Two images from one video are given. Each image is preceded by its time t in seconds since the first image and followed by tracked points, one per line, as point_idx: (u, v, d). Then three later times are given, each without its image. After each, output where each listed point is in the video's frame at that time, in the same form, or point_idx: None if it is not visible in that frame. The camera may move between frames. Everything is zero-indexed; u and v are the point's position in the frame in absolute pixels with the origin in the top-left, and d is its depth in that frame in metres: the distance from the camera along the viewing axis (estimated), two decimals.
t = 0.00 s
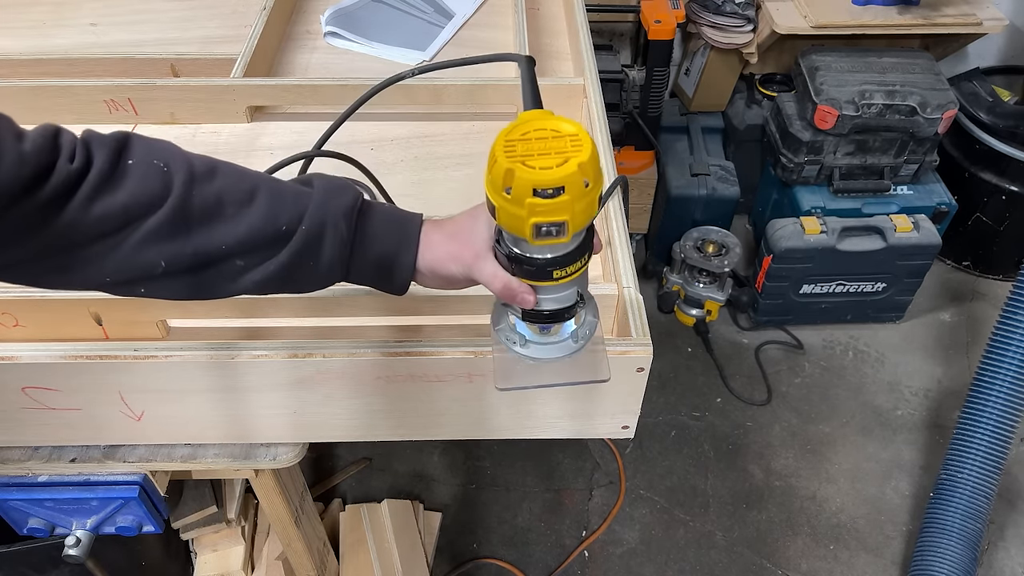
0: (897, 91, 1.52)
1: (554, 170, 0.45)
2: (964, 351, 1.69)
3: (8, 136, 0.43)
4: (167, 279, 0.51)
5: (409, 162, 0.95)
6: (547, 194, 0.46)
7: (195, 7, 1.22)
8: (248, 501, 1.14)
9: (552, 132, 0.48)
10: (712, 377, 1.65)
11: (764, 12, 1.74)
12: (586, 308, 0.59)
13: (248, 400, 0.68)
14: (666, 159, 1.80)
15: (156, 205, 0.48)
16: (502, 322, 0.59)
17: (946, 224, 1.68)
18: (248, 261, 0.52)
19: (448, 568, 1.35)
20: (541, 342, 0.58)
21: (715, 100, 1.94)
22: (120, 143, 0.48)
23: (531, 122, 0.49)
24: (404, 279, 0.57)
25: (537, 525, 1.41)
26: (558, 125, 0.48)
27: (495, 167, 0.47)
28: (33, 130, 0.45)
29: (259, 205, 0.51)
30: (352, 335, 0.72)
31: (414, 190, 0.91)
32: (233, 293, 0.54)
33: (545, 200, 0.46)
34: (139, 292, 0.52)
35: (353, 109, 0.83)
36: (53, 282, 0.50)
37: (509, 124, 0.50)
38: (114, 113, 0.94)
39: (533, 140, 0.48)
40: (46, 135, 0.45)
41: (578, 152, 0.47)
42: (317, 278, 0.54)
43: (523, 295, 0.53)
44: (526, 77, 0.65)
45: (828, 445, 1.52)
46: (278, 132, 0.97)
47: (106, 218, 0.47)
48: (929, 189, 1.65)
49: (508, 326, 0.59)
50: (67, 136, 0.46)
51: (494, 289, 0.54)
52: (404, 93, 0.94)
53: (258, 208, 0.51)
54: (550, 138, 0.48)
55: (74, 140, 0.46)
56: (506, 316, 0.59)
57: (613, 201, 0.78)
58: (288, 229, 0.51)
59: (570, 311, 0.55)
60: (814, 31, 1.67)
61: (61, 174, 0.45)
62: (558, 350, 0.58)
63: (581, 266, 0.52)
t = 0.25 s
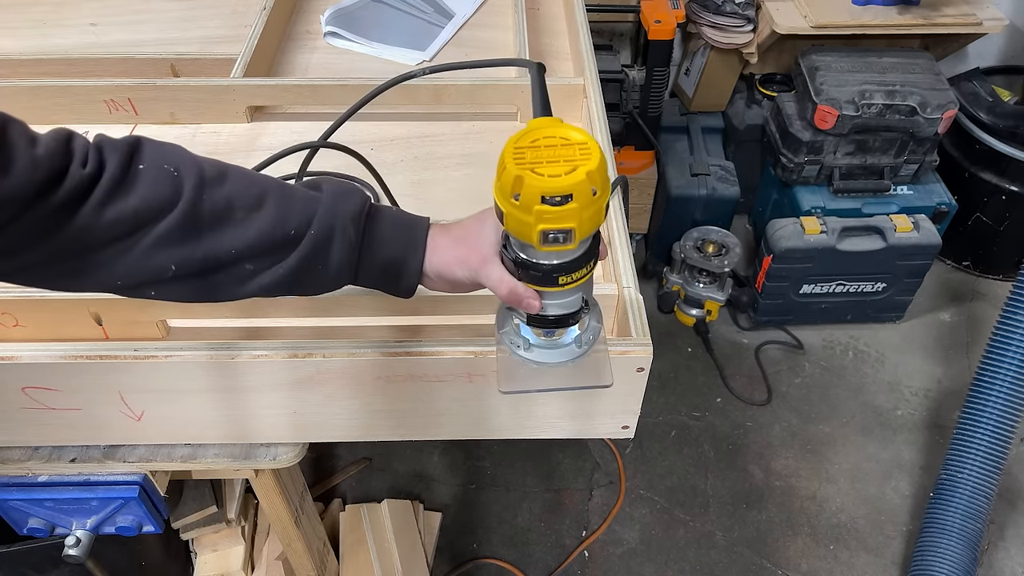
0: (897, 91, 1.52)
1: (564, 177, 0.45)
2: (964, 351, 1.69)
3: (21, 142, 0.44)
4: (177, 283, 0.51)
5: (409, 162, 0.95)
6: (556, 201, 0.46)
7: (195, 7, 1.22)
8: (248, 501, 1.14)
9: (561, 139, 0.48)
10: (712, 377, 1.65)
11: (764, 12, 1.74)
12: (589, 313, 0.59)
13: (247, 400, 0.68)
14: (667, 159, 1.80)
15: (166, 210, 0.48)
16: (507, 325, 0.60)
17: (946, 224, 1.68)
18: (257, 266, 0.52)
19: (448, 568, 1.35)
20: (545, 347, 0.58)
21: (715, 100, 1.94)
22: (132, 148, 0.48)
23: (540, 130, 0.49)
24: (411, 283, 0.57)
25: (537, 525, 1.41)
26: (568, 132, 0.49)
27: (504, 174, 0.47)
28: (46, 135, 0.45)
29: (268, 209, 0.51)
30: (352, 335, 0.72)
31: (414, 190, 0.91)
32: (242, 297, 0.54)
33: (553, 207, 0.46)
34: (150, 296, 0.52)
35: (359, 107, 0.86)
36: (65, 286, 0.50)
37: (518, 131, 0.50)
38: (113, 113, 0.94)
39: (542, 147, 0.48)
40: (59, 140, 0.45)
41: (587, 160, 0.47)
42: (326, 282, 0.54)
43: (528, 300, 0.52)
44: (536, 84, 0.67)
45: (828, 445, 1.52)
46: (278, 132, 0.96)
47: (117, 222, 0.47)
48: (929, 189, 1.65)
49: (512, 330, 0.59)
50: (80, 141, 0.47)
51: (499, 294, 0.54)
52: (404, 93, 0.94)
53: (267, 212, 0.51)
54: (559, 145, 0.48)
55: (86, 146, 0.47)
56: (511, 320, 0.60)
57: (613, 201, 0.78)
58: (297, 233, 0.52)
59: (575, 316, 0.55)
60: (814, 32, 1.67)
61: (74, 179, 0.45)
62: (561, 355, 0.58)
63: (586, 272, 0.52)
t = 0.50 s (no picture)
0: (897, 91, 1.52)
1: (569, 171, 0.46)
2: (964, 351, 1.69)
3: (27, 142, 0.44)
4: (182, 282, 0.51)
5: (409, 162, 0.95)
6: (561, 195, 0.46)
7: (195, 7, 1.21)
8: (248, 501, 1.14)
9: (567, 135, 0.48)
10: (712, 377, 1.65)
11: (764, 12, 1.74)
12: (592, 312, 0.59)
13: (247, 400, 0.68)
14: (667, 159, 1.80)
15: (171, 208, 0.48)
16: (509, 323, 0.59)
17: (945, 224, 1.68)
18: (262, 263, 0.52)
19: (449, 568, 1.35)
20: (547, 346, 0.58)
21: (715, 100, 1.94)
22: (136, 147, 0.48)
23: (546, 125, 0.49)
24: (415, 279, 0.58)
25: (537, 525, 1.41)
26: (573, 128, 0.49)
27: (510, 168, 0.47)
28: (51, 134, 0.45)
29: (273, 207, 0.51)
30: (352, 335, 0.72)
31: (414, 190, 0.91)
32: (247, 295, 0.54)
33: (558, 200, 0.46)
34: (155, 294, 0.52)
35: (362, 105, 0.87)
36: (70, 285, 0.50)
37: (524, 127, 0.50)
38: (113, 113, 0.94)
39: (548, 142, 0.48)
40: (64, 140, 0.45)
41: (592, 155, 0.47)
42: (330, 279, 0.54)
43: (531, 296, 0.53)
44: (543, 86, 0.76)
45: (828, 445, 1.52)
46: (278, 132, 0.96)
47: (123, 221, 0.47)
48: (929, 188, 1.65)
49: (514, 328, 0.59)
50: (85, 141, 0.47)
51: (502, 290, 0.54)
52: (404, 93, 0.94)
53: (272, 210, 0.51)
54: (565, 140, 0.48)
55: (91, 145, 0.47)
56: (512, 317, 0.59)
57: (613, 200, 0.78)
58: (301, 230, 0.52)
59: (578, 313, 0.55)
60: (814, 32, 1.67)
61: (79, 179, 0.45)
62: (562, 355, 0.58)
63: (590, 269, 0.52)
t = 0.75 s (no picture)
0: (897, 91, 1.52)
1: (576, 165, 0.46)
2: (964, 351, 1.69)
3: (30, 146, 0.44)
4: (185, 284, 0.51)
5: (409, 162, 0.95)
6: (568, 189, 0.46)
7: (195, 7, 1.21)
8: (248, 501, 1.14)
9: (574, 132, 0.48)
10: (712, 377, 1.65)
11: (764, 12, 1.75)
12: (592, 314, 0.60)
13: (247, 400, 0.67)
14: (667, 159, 1.80)
15: (174, 212, 0.48)
16: (509, 324, 0.60)
17: (945, 224, 1.68)
18: (265, 265, 0.52)
19: (448, 568, 1.35)
20: (546, 346, 0.58)
21: (715, 100, 1.94)
22: (139, 150, 0.48)
23: (553, 123, 0.49)
24: (418, 279, 0.58)
25: (537, 525, 1.41)
26: (580, 125, 0.49)
27: (517, 162, 0.47)
28: (54, 138, 0.45)
29: (275, 209, 0.51)
30: (353, 335, 0.72)
31: (414, 190, 0.91)
32: (250, 297, 0.54)
33: (565, 194, 0.46)
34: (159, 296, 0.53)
35: (365, 104, 0.87)
36: (74, 288, 0.50)
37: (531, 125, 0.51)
38: (113, 113, 0.94)
39: (555, 138, 0.48)
40: (67, 144, 0.45)
41: (599, 151, 0.47)
42: (334, 280, 0.55)
43: (533, 293, 0.53)
44: (548, 84, 0.82)
45: (829, 445, 1.52)
46: (278, 132, 0.96)
47: (126, 225, 0.47)
48: (929, 189, 1.65)
49: (514, 329, 0.60)
50: (88, 145, 0.46)
51: (505, 287, 0.54)
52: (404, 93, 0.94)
53: (275, 213, 0.51)
54: (572, 137, 0.48)
55: (94, 149, 0.47)
56: (513, 318, 0.60)
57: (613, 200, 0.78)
58: (304, 232, 0.52)
59: (579, 312, 0.55)
60: (814, 32, 1.67)
61: (82, 183, 0.45)
62: (561, 355, 0.58)
63: (593, 267, 0.52)
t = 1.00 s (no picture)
0: (897, 91, 1.52)
1: (576, 161, 0.46)
2: (964, 351, 1.69)
3: (29, 147, 0.43)
4: (185, 285, 0.52)
5: (409, 162, 0.95)
6: (567, 183, 0.46)
7: (195, 7, 1.21)
8: (248, 501, 1.14)
9: (574, 129, 0.49)
10: (712, 377, 1.65)
11: (764, 12, 1.74)
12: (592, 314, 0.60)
13: (247, 400, 0.68)
14: (667, 159, 1.80)
15: (174, 214, 0.48)
16: (509, 324, 0.60)
17: (945, 224, 1.68)
18: (266, 266, 0.52)
19: (449, 568, 1.35)
20: (546, 346, 0.58)
21: (715, 100, 1.95)
22: (139, 152, 0.48)
23: (553, 120, 0.49)
24: (418, 278, 0.58)
25: (537, 525, 1.41)
26: (580, 122, 0.49)
27: (516, 158, 0.47)
28: (53, 140, 0.45)
29: (275, 210, 0.51)
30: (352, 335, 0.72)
31: (414, 190, 0.90)
32: (251, 298, 0.54)
33: (565, 188, 0.46)
34: (159, 296, 0.53)
35: (366, 104, 0.88)
36: (75, 289, 0.50)
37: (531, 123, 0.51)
38: (113, 113, 0.94)
39: (555, 135, 0.48)
40: (66, 146, 0.45)
41: (599, 147, 0.47)
42: (334, 279, 0.55)
43: (533, 291, 0.53)
44: (546, 84, 0.84)
45: (829, 445, 1.52)
46: (278, 132, 0.96)
47: (126, 227, 0.47)
48: (929, 189, 1.65)
49: (514, 329, 0.59)
50: (88, 146, 0.46)
51: (505, 285, 0.54)
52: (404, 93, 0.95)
53: (275, 214, 0.51)
54: (571, 133, 0.48)
55: (94, 151, 0.47)
56: (512, 318, 0.60)
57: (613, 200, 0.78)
58: (304, 232, 0.52)
59: (579, 310, 0.55)
60: (814, 32, 1.67)
61: (83, 185, 0.45)
62: (561, 355, 0.58)
63: (592, 265, 0.52)
